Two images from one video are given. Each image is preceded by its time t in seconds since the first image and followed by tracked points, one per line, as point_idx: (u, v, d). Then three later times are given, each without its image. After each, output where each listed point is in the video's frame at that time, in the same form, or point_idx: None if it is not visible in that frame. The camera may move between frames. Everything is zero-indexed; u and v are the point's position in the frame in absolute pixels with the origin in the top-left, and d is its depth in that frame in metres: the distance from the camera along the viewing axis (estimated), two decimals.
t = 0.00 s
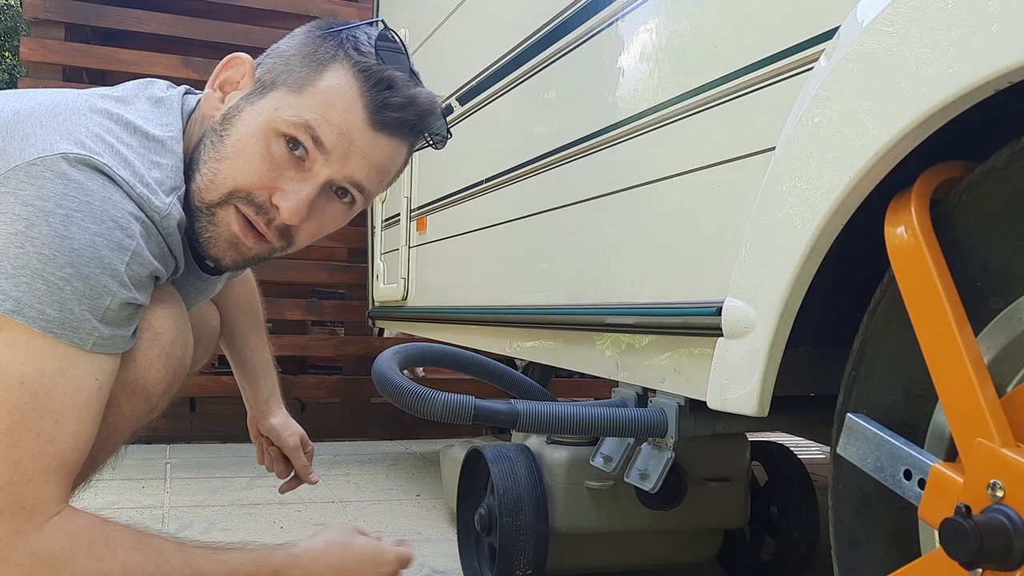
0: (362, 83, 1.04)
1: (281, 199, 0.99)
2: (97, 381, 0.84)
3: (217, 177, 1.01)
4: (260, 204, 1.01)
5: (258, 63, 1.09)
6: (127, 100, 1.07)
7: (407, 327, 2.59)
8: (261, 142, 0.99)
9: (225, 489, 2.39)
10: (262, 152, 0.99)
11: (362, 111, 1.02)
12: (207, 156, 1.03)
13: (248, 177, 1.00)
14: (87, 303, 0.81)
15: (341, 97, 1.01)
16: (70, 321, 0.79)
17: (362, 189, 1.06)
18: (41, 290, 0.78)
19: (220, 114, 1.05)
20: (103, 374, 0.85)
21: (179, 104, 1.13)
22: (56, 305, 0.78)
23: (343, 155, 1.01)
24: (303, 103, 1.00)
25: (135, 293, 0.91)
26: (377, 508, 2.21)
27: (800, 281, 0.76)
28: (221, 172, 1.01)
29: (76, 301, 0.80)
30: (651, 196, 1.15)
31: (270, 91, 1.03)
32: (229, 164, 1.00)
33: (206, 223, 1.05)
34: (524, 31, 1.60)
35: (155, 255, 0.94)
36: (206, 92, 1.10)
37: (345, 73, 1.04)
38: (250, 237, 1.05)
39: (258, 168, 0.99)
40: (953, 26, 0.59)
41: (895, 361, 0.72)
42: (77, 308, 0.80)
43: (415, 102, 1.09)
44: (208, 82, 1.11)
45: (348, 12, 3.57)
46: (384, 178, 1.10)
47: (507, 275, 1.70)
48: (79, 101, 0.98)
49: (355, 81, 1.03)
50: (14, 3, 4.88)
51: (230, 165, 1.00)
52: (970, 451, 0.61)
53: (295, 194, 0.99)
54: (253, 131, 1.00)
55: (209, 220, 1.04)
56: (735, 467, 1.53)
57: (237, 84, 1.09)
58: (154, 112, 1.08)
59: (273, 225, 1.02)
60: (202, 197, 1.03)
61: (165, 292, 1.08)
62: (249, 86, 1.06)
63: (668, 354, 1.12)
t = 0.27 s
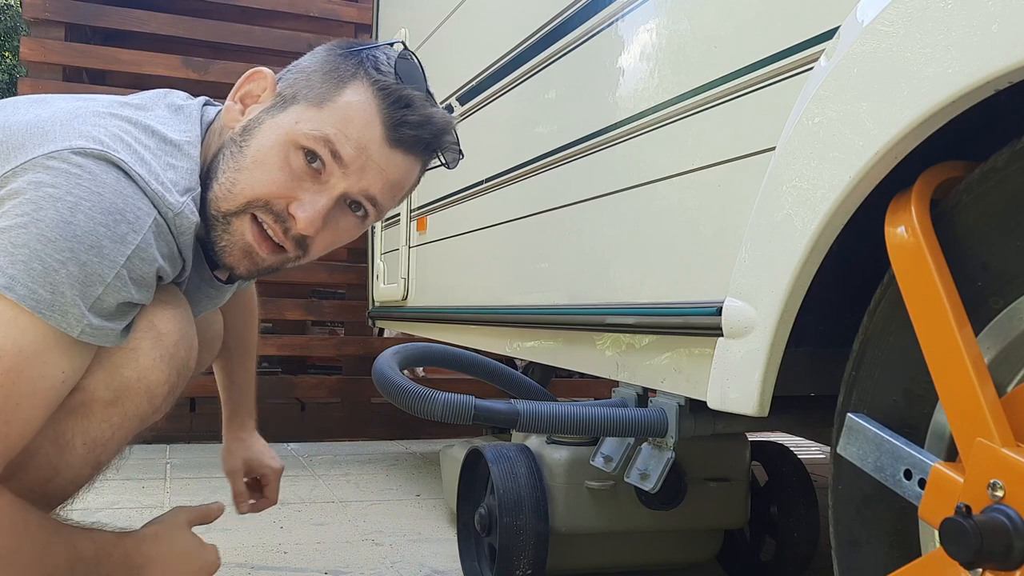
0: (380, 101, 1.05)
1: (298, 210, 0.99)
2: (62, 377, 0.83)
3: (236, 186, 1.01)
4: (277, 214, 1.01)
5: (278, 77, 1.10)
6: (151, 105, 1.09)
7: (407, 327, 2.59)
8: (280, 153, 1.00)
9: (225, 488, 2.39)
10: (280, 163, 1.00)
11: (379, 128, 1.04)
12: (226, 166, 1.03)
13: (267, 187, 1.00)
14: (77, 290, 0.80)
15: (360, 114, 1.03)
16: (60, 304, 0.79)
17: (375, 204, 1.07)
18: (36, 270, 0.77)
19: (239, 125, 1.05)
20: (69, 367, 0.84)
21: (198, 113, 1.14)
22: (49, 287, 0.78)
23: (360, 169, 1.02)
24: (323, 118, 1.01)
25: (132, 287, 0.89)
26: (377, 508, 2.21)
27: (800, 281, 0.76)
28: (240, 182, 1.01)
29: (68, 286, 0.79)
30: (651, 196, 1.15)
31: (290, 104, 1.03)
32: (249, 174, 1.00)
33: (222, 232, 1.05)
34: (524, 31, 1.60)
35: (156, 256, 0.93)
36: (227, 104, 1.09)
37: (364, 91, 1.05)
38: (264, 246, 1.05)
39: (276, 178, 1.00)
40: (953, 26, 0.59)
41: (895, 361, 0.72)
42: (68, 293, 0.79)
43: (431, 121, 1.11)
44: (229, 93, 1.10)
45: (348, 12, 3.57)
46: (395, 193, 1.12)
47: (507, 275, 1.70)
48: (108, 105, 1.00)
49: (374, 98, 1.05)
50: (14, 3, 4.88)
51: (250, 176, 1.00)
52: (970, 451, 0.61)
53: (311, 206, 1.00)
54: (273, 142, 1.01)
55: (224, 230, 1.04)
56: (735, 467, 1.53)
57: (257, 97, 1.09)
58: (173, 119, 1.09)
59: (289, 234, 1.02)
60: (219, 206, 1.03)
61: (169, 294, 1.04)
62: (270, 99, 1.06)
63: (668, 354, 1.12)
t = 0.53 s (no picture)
0: (380, 95, 1.06)
1: (304, 202, 1.01)
2: (112, 373, 0.85)
3: (243, 181, 1.02)
4: (283, 208, 1.02)
5: (278, 74, 1.11)
6: (148, 104, 1.08)
7: (407, 327, 2.59)
8: (285, 147, 1.01)
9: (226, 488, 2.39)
10: (285, 157, 1.01)
11: (381, 122, 1.05)
12: (231, 162, 1.04)
13: (273, 181, 1.01)
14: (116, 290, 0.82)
15: (361, 108, 1.04)
16: (100, 306, 0.80)
17: (376, 195, 1.08)
18: (74, 276, 0.78)
19: (242, 122, 1.06)
20: (113, 367, 0.85)
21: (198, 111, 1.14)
22: (88, 291, 0.79)
23: (363, 162, 1.04)
24: (326, 113, 1.02)
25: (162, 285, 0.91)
26: (377, 508, 2.21)
27: (800, 281, 0.76)
28: (247, 177, 1.02)
29: (105, 288, 0.80)
30: (652, 196, 1.15)
31: (293, 100, 1.04)
32: (255, 168, 1.01)
33: (230, 227, 1.05)
34: (524, 31, 1.60)
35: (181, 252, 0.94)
36: (228, 102, 1.10)
37: (364, 86, 1.06)
38: (273, 239, 1.05)
39: (282, 172, 1.01)
40: (953, 26, 0.59)
41: (895, 361, 0.72)
42: (106, 294, 0.80)
43: (431, 114, 1.12)
44: (230, 91, 1.11)
45: (347, 11, 3.57)
46: (396, 185, 1.13)
47: (506, 275, 1.70)
48: (106, 106, 0.98)
49: (374, 92, 1.06)
50: (14, 2, 4.88)
51: (256, 170, 1.01)
52: (970, 451, 0.61)
53: (317, 198, 1.01)
54: (277, 137, 1.02)
55: (232, 224, 1.04)
56: (735, 467, 1.53)
57: (258, 94, 1.10)
58: (172, 117, 1.09)
59: (295, 227, 1.03)
60: (227, 201, 1.03)
61: (187, 291, 1.07)
62: (272, 96, 1.07)
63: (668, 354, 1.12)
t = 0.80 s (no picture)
0: (373, 95, 1.09)
1: (299, 196, 1.03)
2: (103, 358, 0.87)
3: (239, 175, 1.04)
4: (278, 201, 1.04)
5: (273, 74, 1.13)
6: (145, 103, 1.09)
7: (407, 327, 2.59)
8: (280, 142, 1.03)
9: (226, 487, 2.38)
10: (281, 152, 1.03)
11: (374, 120, 1.08)
12: (227, 157, 1.06)
13: (268, 176, 1.03)
14: (108, 277, 0.84)
15: (355, 106, 1.07)
16: (90, 291, 0.83)
17: (368, 192, 1.11)
18: (65, 263, 0.81)
19: (237, 119, 1.08)
20: (106, 351, 0.88)
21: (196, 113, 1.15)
22: (78, 277, 0.81)
23: (356, 159, 1.06)
24: (321, 111, 1.05)
25: (155, 276, 0.93)
26: (377, 508, 2.21)
27: (800, 281, 0.76)
28: (243, 171, 1.04)
29: (97, 274, 0.83)
30: (651, 195, 1.15)
31: (288, 98, 1.07)
32: (251, 163, 1.04)
33: (225, 220, 1.07)
34: (524, 30, 1.60)
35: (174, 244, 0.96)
36: (223, 100, 1.11)
37: (358, 85, 1.09)
38: (267, 232, 1.08)
39: (277, 167, 1.03)
40: (953, 26, 0.59)
41: (895, 361, 0.72)
42: (97, 281, 0.83)
43: (420, 113, 1.15)
44: (225, 89, 1.13)
45: (348, 11, 3.57)
46: (386, 180, 1.15)
47: (506, 275, 1.70)
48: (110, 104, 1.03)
49: (368, 92, 1.09)
50: (14, 2, 4.88)
51: (252, 165, 1.03)
52: (970, 451, 0.61)
53: (311, 192, 1.04)
54: (273, 133, 1.04)
55: (226, 216, 1.06)
56: (735, 467, 1.53)
57: (253, 93, 1.12)
58: (169, 116, 1.11)
59: (289, 220, 1.06)
60: (223, 194, 1.05)
61: (187, 284, 1.10)
62: (267, 94, 1.09)
63: (668, 354, 1.12)
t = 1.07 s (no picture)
0: (360, 79, 1.09)
1: (291, 181, 1.04)
2: (99, 353, 0.88)
3: (231, 163, 1.04)
4: (271, 187, 1.05)
5: (260, 62, 1.13)
6: (140, 102, 1.08)
7: (407, 327, 2.59)
8: (270, 129, 1.04)
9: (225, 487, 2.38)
10: (272, 139, 1.04)
11: (362, 104, 1.08)
12: (219, 145, 1.06)
13: (260, 162, 1.04)
14: (104, 275, 0.85)
15: (343, 91, 1.07)
16: (85, 289, 0.83)
17: (357, 174, 1.12)
18: (63, 260, 0.82)
19: (226, 108, 1.08)
20: (103, 347, 0.89)
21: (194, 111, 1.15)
22: (75, 274, 0.82)
23: (346, 142, 1.07)
24: (309, 96, 1.05)
25: (151, 274, 0.94)
26: (377, 508, 2.21)
27: (800, 281, 0.76)
28: (234, 158, 1.04)
29: (93, 271, 0.83)
30: (651, 195, 1.15)
31: (276, 85, 1.07)
32: (243, 150, 1.04)
33: (219, 208, 1.08)
34: (524, 30, 1.60)
35: (172, 242, 0.97)
36: (212, 90, 1.11)
37: (345, 70, 1.09)
38: (261, 218, 1.08)
39: (269, 153, 1.04)
40: (954, 26, 0.59)
41: (895, 361, 0.72)
42: (93, 278, 0.83)
43: (408, 96, 1.15)
44: (213, 79, 1.12)
45: (348, 11, 3.57)
46: (376, 163, 1.16)
47: (506, 275, 1.70)
48: (109, 102, 1.03)
49: (354, 76, 1.09)
50: (13, 2, 4.87)
51: (243, 152, 1.04)
52: (970, 451, 0.61)
53: (304, 177, 1.04)
54: (263, 120, 1.04)
55: (221, 204, 1.07)
56: (735, 467, 1.53)
57: (240, 82, 1.12)
58: (163, 115, 1.10)
59: (283, 205, 1.07)
60: (215, 182, 1.06)
61: (188, 279, 1.11)
62: (254, 82, 1.09)
63: (668, 354, 1.12)
